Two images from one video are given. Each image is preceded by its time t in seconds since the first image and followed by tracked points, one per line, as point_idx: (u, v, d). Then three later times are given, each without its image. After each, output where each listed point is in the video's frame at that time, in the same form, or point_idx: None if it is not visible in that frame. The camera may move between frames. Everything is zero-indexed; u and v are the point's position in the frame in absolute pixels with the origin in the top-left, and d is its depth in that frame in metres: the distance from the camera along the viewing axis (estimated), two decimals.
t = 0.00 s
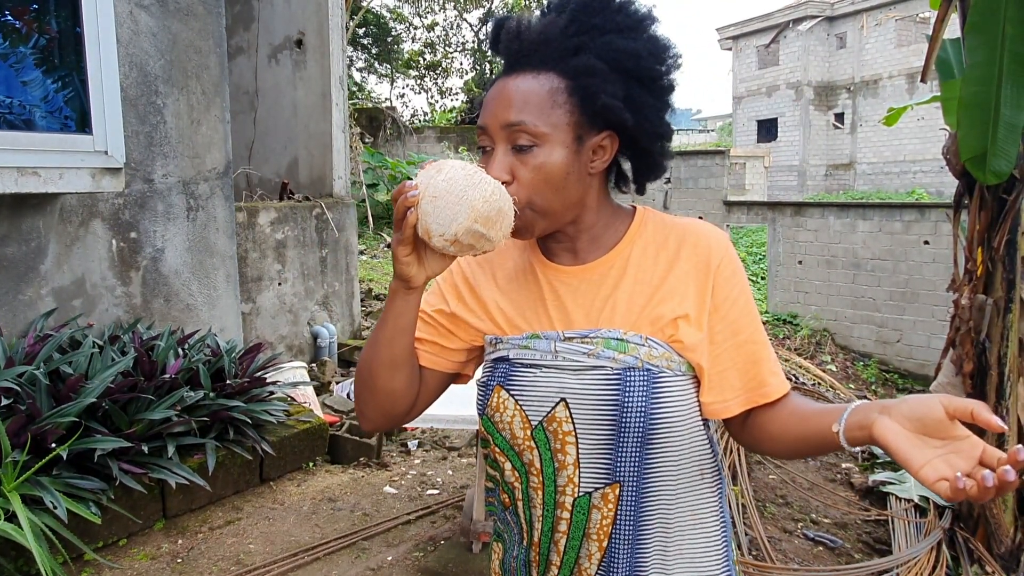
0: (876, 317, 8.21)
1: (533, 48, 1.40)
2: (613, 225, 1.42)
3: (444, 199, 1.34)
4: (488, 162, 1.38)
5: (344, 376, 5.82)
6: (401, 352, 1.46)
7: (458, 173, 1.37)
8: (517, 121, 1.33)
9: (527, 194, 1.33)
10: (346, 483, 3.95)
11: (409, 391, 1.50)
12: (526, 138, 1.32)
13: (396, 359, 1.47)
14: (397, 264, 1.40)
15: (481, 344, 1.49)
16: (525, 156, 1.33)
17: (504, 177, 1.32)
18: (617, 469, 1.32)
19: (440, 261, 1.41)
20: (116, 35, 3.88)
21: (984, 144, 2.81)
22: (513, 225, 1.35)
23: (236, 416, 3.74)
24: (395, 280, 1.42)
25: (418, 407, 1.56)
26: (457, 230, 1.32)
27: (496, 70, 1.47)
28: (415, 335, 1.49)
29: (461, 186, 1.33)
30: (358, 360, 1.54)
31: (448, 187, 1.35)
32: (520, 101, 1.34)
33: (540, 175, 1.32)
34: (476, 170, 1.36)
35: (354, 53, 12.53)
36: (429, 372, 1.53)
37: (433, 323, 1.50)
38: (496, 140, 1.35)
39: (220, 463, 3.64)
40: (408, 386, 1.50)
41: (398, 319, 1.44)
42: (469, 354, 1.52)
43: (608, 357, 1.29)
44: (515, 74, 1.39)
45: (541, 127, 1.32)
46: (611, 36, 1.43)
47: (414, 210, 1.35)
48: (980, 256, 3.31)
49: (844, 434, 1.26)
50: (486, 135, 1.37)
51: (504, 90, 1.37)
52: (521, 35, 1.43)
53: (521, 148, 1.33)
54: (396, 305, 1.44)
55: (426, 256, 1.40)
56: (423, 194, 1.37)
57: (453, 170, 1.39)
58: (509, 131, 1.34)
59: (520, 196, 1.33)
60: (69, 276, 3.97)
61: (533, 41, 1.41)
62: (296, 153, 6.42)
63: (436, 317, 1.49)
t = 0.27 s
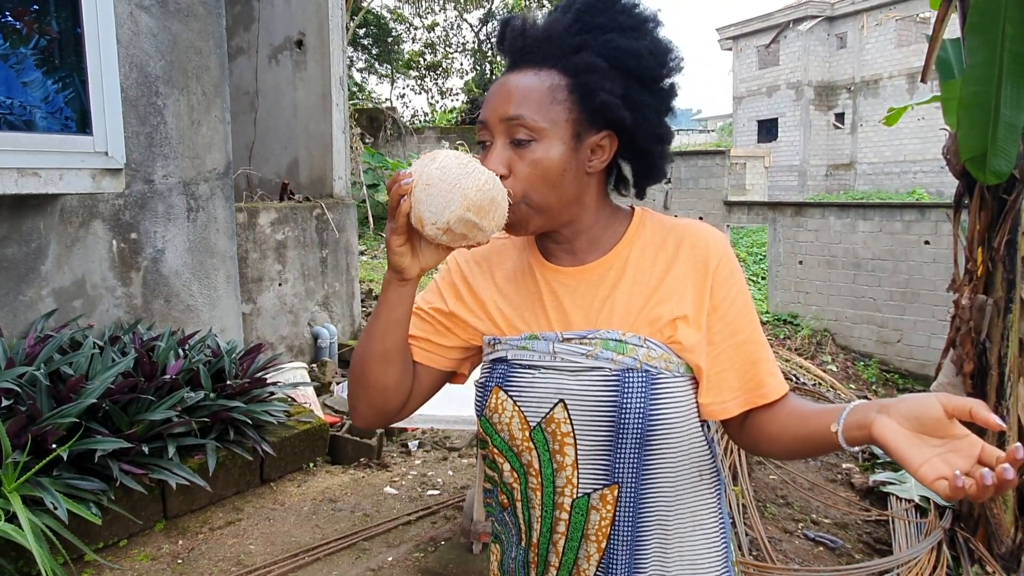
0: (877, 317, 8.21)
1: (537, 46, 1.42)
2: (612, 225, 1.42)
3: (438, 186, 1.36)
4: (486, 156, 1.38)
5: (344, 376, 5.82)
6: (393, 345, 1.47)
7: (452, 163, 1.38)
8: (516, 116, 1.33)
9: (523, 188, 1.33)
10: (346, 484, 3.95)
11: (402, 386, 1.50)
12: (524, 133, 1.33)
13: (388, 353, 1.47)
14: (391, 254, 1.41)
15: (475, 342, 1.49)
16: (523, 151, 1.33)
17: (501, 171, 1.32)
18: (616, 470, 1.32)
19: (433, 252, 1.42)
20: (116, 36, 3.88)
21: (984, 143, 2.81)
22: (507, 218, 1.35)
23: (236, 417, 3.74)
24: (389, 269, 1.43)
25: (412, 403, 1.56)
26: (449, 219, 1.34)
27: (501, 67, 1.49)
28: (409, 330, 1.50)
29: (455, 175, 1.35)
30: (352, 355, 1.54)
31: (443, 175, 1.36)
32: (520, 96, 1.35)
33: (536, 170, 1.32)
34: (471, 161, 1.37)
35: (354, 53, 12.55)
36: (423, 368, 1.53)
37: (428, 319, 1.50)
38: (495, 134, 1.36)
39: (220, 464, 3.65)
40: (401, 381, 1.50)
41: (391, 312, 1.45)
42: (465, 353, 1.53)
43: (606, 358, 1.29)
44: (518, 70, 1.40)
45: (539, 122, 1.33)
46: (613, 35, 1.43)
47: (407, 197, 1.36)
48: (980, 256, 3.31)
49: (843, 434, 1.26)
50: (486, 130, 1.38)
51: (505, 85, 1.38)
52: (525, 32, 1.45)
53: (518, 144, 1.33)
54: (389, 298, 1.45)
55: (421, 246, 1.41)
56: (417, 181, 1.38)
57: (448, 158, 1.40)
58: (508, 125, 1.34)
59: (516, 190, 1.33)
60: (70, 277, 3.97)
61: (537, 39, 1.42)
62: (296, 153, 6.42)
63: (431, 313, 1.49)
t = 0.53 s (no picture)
0: (877, 317, 8.20)
1: (540, 44, 1.42)
2: (611, 226, 1.42)
3: (436, 177, 1.35)
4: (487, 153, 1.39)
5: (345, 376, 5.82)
6: (391, 342, 1.46)
7: (451, 154, 1.38)
8: (517, 111, 1.33)
9: (522, 184, 1.33)
10: (347, 484, 3.95)
11: (398, 383, 1.50)
12: (525, 128, 1.33)
13: (386, 349, 1.46)
14: (389, 247, 1.40)
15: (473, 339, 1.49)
16: (523, 147, 1.33)
17: (501, 166, 1.32)
18: (615, 471, 1.32)
19: (432, 246, 1.42)
20: (116, 36, 3.88)
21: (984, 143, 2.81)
22: (506, 214, 1.35)
23: (236, 417, 3.74)
24: (387, 264, 1.43)
25: (407, 402, 1.55)
26: (446, 211, 1.33)
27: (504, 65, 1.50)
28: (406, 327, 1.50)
29: (453, 166, 1.34)
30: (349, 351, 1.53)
31: (441, 165, 1.36)
32: (521, 92, 1.35)
33: (536, 166, 1.32)
34: (470, 152, 1.37)
35: (354, 53, 12.56)
36: (419, 366, 1.53)
37: (427, 317, 1.50)
38: (496, 130, 1.36)
39: (221, 464, 3.65)
40: (397, 378, 1.49)
41: (389, 308, 1.44)
42: (461, 352, 1.53)
43: (606, 358, 1.29)
44: (521, 67, 1.41)
45: (540, 117, 1.33)
46: (615, 34, 1.43)
47: (405, 188, 1.37)
48: (981, 256, 3.30)
49: (842, 435, 1.26)
50: (487, 126, 1.38)
51: (508, 80, 1.38)
52: (527, 31, 1.45)
53: (518, 140, 1.33)
54: (388, 293, 1.44)
55: (419, 239, 1.42)
56: (415, 173, 1.38)
57: (447, 150, 1.40)
58: (509, 121, 1.34)
59: (515, 184, 1.32)
60: (70, 277, 3.97)
61: (540, 37, 1.43)
62: (297, 153, 6.42)
63: (430, 310, 1.49)
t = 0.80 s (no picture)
0: (878, 317, 8.20)
1: (541, 43, 1.42)
2: (610, 226, 1.42)
3: (438, 177, 1.35)
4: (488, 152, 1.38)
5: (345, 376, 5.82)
6: (390, 342, 1.46)
7: (454, 154, 1.38)
8: (519, 111, 1.33)
9: (523, 184, 1.33)
10: (347, 484, 3.95)
11: (397, 384, 1.49)
12: (527, 127, 1.32)
13: (385, 349, 1.46)
14: (389, 247, 1.40)
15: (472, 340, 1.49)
16: (524, 146, 1.33)
17: (502, 165, 1.32)
18: (617, 471, 1.32)
19: (432, 245, 1.42)
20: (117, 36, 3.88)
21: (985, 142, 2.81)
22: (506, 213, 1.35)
23: (237, 417, 3.75)
24: (387, 264, 1.42)
25: (406, 403, 1.55)
26: (449, 210, 1.33)
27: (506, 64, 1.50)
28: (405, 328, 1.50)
29: (456, 166, 1.34)
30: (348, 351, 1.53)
31: (444, 165, 1.36)
32: (523, 91, 1.35)
33: (537, 166, 1.32)
34: (473, 153, 1.37)
35: (354, 54, 12.57)
36: (418, 367, 1.53)
37: (426, 318, 1.50)
38: (496, 129, 1.36)
39: (221, 464, 3.64)
40: (396, 379, 1.49)
41: (388, 309, 1.44)
42: (461, 353, 1.53)
43: (607, 359, 1.29)
44: (524, 66, 1.41)
45: (542, 117, 1.33)
46: (618, 34, 1.43)
47: (407, 187, 1.36)
48: (982, 256, 3.30)
49: (843, 434, 1.26)
50: (488, 125, 1.38)
51: (509, 79, 1.38)
52: (530, 30, 1.45)
53: (519, 140, 1.33)
54: (388, 293, 1.44)
55: (419, 239, 1.41)
56: (417, 173, 1.38)
57: (448, 151, 1.40)
58: (510, 120, 1.34)
59: (516, 184, 1.32)
60: (71, 277, 3.97)
61: (541, 36, 1.43)
62: (297, 154, 6.42)
63: (429, 311, 1.49)
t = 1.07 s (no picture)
0: (878, 318, 8.19)
1: (541, 46, 1.42)
2: (610, 228, 1.43)
3: (439, 181, 1.34)
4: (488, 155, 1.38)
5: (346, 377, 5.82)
6: (391, 347, 1.46)
7: (454, 158, 1.37)
8: (519, 114, 1.33)
9: (524, 187, 1.33)
10: (348, 485, 3.95)
11: (399, 388, 1.49)
12: (528, 131, 1.32)
13: (387, 354, 1.46)
14: (390, 252, 1.40)
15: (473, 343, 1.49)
16: (524, 150, 1.33)
17: (502, 168, 1.32)
18: (621, 473, 1.32)
19: (433, 250, 1.42)
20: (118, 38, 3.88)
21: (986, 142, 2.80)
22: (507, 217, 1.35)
23: (238, 418, 3.75)
24: (388, 269, 1.43)
25: (408, 408, 1.55)
26: (450, 215, 1.33)
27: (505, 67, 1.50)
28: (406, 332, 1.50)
29: (457, 170, 1.33)
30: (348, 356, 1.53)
31: (445, 168, 1.35)
32: (523, 94, 1.35)
33: (538, 169, 1.32)
34: (474, 156, 1.36)
35: (354, 54, 12.58)
36: (420, 372, 1.53)
37: (427, 322, 1.50)
38: (497, 133, 1.36)
39: (222, 466, 3.64)
40: (398, 383, 1.49)
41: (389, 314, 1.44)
42: (462, 357, 1.53)
43: (611, 361, 1.29)
44: (524, 69, 1.40)
45: (543, 120, 1.33)
46: (618, 37, 1.43)
47: (408, 193, 1.36)
48: (982, 257, 3.29)
49: (846, 434, 1.25)
50: (488, 128, 1.38)
51: (509, 83, 1.38)
52: (529, 33, 1.45)
53: (520, 143, 1.33)
54: (388, 298, 1.44)
55: (420, 244, 1.41)
56: (418, 177, 1.37)
57: (449, 154, 1.39)
58: (511, 124, 1.34)
59: (517, 188, 1.32)
60: (72, 278, 3.97)
61: (540, 38, 1.43)
62: (298, 155, 6.42)
63: (429, 314, 1.49)
